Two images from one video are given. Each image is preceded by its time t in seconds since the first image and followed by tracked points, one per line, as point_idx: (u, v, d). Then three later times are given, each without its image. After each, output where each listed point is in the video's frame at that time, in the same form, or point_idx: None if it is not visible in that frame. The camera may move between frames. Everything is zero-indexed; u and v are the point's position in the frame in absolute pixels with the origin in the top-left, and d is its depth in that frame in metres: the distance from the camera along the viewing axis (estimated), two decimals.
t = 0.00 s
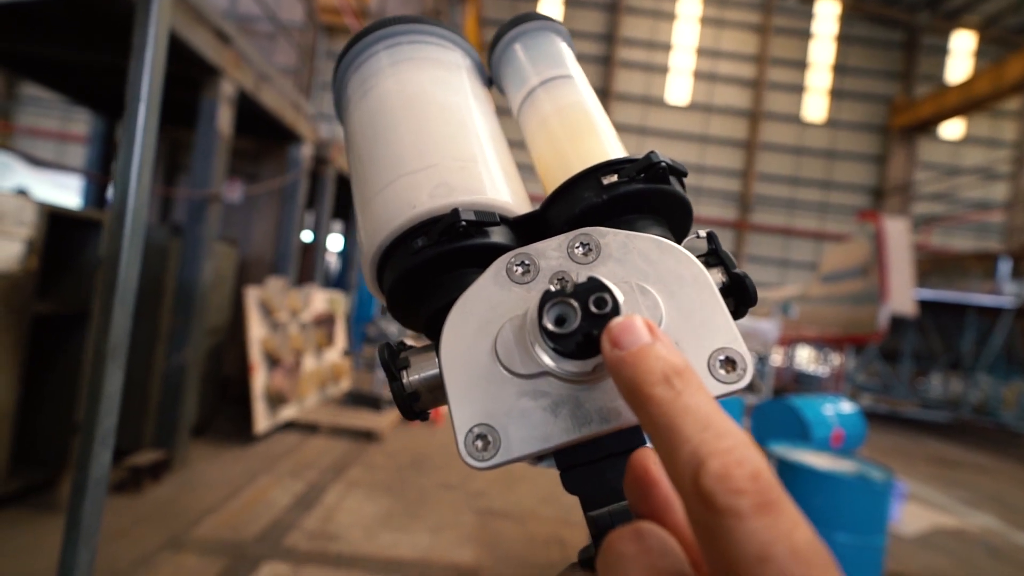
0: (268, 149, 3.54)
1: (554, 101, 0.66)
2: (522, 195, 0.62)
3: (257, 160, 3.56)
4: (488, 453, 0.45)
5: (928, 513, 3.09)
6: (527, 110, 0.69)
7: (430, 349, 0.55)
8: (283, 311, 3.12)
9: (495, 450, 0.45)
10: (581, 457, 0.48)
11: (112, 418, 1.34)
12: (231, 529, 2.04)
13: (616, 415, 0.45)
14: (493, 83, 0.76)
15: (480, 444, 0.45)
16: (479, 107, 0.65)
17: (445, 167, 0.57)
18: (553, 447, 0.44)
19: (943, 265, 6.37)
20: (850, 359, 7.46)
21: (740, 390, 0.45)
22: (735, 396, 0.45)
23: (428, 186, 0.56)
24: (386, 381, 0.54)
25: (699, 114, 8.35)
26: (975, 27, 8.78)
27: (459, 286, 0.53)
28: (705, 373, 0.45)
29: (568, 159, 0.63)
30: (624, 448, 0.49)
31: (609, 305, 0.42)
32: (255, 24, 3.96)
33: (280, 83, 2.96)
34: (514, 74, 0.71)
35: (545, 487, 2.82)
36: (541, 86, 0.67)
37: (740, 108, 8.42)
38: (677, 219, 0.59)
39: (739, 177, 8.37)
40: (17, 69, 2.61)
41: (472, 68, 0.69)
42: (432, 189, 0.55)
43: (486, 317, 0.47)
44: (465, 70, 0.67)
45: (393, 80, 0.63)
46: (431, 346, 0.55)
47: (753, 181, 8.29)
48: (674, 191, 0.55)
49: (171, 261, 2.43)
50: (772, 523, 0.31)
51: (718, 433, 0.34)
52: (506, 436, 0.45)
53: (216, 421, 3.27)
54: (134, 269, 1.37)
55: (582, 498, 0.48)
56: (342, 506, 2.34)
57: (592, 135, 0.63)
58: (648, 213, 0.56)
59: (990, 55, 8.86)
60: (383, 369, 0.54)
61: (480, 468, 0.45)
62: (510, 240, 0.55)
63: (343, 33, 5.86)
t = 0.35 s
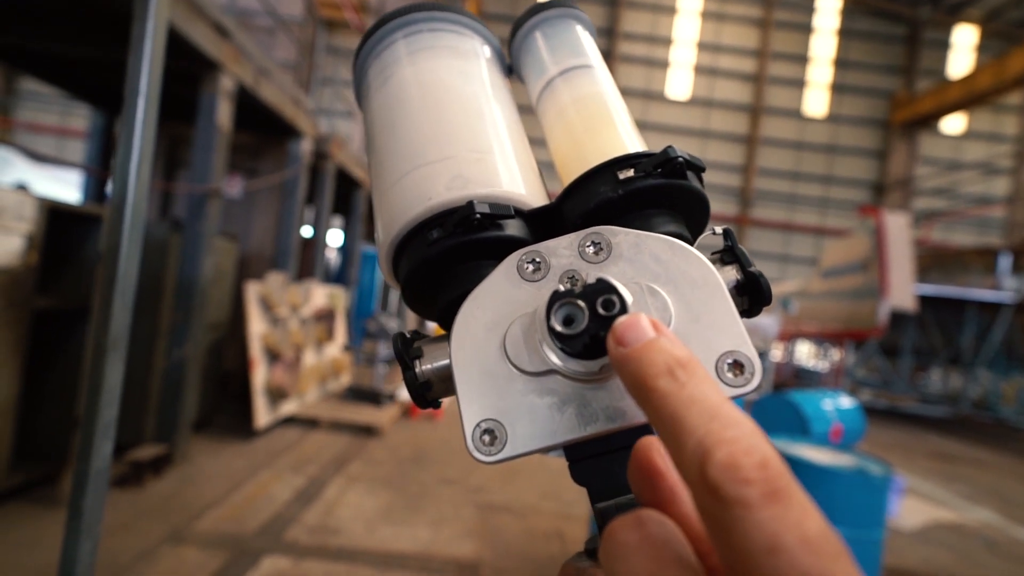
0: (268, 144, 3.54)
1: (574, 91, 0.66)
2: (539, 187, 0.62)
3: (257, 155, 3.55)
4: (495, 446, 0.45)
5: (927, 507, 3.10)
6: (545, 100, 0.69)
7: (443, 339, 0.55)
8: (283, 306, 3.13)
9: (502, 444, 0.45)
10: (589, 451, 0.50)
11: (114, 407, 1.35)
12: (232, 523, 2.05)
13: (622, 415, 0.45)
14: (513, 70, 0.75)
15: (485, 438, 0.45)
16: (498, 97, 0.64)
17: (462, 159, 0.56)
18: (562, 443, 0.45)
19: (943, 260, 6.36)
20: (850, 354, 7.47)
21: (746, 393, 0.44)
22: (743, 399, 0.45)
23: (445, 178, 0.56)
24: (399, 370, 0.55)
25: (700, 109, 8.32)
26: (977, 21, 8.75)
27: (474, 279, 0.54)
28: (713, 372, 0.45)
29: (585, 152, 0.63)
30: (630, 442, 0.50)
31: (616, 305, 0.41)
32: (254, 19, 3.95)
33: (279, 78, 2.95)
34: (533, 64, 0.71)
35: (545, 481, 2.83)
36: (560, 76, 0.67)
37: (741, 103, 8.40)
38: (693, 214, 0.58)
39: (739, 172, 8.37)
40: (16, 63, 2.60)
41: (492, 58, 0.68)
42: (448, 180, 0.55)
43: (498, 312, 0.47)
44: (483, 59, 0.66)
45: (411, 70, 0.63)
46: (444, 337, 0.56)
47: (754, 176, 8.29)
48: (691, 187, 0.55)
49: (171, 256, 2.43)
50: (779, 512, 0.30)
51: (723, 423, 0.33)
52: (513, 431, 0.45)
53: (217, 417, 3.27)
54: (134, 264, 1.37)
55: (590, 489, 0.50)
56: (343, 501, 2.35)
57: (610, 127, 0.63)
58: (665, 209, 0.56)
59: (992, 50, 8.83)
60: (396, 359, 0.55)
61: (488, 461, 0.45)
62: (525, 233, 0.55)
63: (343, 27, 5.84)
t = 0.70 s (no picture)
0: (268, 141, 3.54)
1: (585, 85, 0.66)
2: (552, 178, 0.62)
3: (256, 153, 3.55)
4: (522, 432, 0.46)
5: (926, 502, 3.11)
6: (556, 94, 0.69)
7: (457, 329, 0.56)
8: (283, 304, 3.13)
9: (528, 431, 0.46)
10: (604, 442, 0.49)
11: (116, 402, 1.35)
12: (234, 519, 2.06)
13: (648, 403, 0.45)
14: (524, 62, 0.75)
15: (512, 425, 0.46)
16: (509, 88, 0.64)
17: (475, 149, 0.57)
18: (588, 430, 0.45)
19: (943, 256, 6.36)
20: (850, 350, 7.48)
21: (770, 382, 0.45)
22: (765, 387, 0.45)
23: (458, 168, 0.56)
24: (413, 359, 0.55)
25: (700, 104, 8.31)
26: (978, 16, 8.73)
27: (489, 269, 0.54)
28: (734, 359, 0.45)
29: (596, 146, 0.63)
30: (647, 433, 0.48)
31: (647, 292, 0.42)
32: (253, 16, 3.94)
33: (278, 76, 2.95)
34: (544, 57, 0.71)
35: (546, 477, 2.84)
36: (571, 70, 0.67)
37: (741, 99, 8.38)
38: (708, 206, 0.58)
39: (739, 169, 8.36)
40: (15, 61, 2.60)
41: (503, 50, 0.68)
42: (462, 171, 0.56)
43: (522, 300, 0.47)
44: (495, 51, 0.66)
45: (422, 60, 0.63)
46: (459, 326, 0.56)
47: (754, 172, 8.28)
48: (707, 179, 0.55)
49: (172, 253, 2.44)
50: (827, 484, 0.30)
51: (761, 401, 0.33)
52: (541, 416, 0.46)
53: (218, 414, 3.28)
54: (134, 261, 1.37)
55: (601, 482, 0.48)
56: (344, 497, 2.36)
57: (621, 121, 0.63)
58: (680, 201, 0.56)
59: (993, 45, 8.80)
60: (410, 347, 0.55)
61: (512, 448, 0.46)
62: (539, 224, 0.56)
63: (342, 24, 5.83)
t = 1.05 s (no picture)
0: (266, 140, 3.53)
1: (576, 85, 0.66)
2: (543, 181, 0.62)
3: (255, 152, 3.55)
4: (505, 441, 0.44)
5: (926, 498, 3.12)
6: (547, 95, 0.69)
7: (450, 334, 0.56)
8: (282, 303, 3.13)
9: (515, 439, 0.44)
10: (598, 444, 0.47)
11: (115, 398, 1.36)
12: (233, 519, 2.06)
13: (634, 407, 0.43)
14: (515, 64, 0.75)
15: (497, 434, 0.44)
16: (499, 89, 0.64)
17: (465, 154, 0.57)
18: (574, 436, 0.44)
19: (942, 252, 6.37)
20: (849, 347, 7.48)
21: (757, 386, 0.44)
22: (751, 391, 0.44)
23: (449, 174, 0.56)
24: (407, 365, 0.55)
25: (699, 102, 8.31)
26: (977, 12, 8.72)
27: (480, 274, 0.54)
28: (719, 363, 0.44)
29: (588, 146, 0.63)
30: (642, 434, 0.48)
31: (628, 299, 0.41)
32: (250, 15, 3.93)
33: (276, 74, 2.95)
34: (535, 58, 0.71)
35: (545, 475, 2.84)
36: (562, 70, 0.67)
37: (740, 96, 8.38)
38: (698, 206, 0.58)
39: (738, 166, 8.37)
40: (12, 60, 2.59)
41: (494, 51, 0.68)
42: (452, 177, 0.56)
43: (507, 307, 0.47)
44: (485, 54, 0.66)
45: (412, 67, 0.63)
46: (451, 331, 0.56)
47: (753, 169, 8.29)
48: (696, 180, 0.55)
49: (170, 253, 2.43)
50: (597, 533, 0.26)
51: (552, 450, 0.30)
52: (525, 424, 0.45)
53: (218, 414, 3.29)
54: (130, 259, 1.36)
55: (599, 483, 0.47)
56: (344, 496, 2.36)
57: (612, 120, 0.63)
58: (670, 202, 0.56)
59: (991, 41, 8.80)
60: (403, 354, 0.55)
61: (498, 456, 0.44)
62: (530, 228, 0.56)
63: (339, 23, 5.82)
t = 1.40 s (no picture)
0: (263, 138, 3.52)
1: (572, 79, 0.66)
2: (538, 175, 0.62)
3: (252, 149, 3.54)
4: (503, 443, 0.46)
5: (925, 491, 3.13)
6: (543, 87, 0.69)
7: (445, 333, 0.56)
8: (281, 301, 3.13)
9: (509, 440, 0.46)
10: (595, 441, 0.48)
11: (112, 396, 1.36)
12: (233, 517, 2.06)
13: (630, 409, 0.44)
14: (511, 57, 0.75)
15: (492, 435, 0.46)
16: (495, 83, 0.64)
17: (460, 150, 0.57)
18: (571, 436, 0.45)
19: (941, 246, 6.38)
20: (847, 341, 7.49)
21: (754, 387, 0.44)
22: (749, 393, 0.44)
23: (443, 171, 0.56)
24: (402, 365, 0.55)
25: (696, 97, 8.29)
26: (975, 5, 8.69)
27: (477, 272, 0.54)
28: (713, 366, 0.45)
29: (584, 139, 0.63)
30: (642, 431, 0.48)
31: (624, 301, 0.41)
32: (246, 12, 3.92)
33: (272, 71, 2.94)
34: (532, 50, 0.71)
35: (545, 471, 2.85)
36: (559, 62, 0.67)
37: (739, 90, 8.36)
38: (695, 201, 0.59)
39: (736, 161, 8.36)
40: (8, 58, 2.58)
41: (489, 44, 0.68)
42: (447, 172, 0.56)
43: (504, 309, 0.47)
44: (481, 47, 0.66)
45: (407, 61, 0.63)
46: (447, 330, 0.56)
47: (751, 164, 8.29)
48: (694, 175, 0.55)
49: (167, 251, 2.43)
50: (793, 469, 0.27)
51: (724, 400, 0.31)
52: (520, 425, 0.46)
53: (218, 412, 3.29)
54: (128, 257, 1.37)
55: (595, 479, 0.48)
56: (344, 493, 2.36)
57: (609, 114, 0.63)
58: (668, 198, 0.57)
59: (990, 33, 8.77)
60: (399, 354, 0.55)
61: (496, 457, 0.46)
62: (526, 225, 0.56)
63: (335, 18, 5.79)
